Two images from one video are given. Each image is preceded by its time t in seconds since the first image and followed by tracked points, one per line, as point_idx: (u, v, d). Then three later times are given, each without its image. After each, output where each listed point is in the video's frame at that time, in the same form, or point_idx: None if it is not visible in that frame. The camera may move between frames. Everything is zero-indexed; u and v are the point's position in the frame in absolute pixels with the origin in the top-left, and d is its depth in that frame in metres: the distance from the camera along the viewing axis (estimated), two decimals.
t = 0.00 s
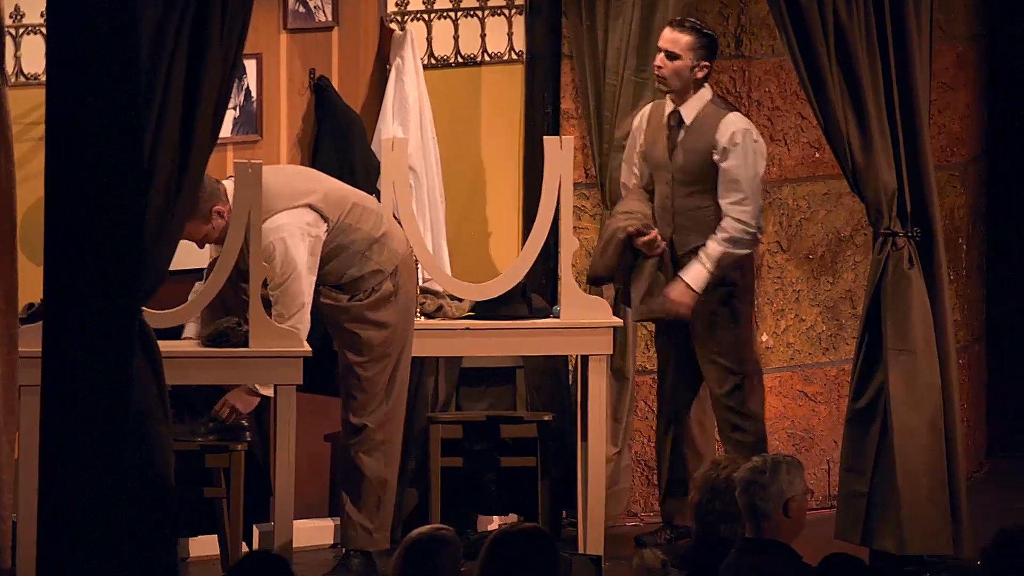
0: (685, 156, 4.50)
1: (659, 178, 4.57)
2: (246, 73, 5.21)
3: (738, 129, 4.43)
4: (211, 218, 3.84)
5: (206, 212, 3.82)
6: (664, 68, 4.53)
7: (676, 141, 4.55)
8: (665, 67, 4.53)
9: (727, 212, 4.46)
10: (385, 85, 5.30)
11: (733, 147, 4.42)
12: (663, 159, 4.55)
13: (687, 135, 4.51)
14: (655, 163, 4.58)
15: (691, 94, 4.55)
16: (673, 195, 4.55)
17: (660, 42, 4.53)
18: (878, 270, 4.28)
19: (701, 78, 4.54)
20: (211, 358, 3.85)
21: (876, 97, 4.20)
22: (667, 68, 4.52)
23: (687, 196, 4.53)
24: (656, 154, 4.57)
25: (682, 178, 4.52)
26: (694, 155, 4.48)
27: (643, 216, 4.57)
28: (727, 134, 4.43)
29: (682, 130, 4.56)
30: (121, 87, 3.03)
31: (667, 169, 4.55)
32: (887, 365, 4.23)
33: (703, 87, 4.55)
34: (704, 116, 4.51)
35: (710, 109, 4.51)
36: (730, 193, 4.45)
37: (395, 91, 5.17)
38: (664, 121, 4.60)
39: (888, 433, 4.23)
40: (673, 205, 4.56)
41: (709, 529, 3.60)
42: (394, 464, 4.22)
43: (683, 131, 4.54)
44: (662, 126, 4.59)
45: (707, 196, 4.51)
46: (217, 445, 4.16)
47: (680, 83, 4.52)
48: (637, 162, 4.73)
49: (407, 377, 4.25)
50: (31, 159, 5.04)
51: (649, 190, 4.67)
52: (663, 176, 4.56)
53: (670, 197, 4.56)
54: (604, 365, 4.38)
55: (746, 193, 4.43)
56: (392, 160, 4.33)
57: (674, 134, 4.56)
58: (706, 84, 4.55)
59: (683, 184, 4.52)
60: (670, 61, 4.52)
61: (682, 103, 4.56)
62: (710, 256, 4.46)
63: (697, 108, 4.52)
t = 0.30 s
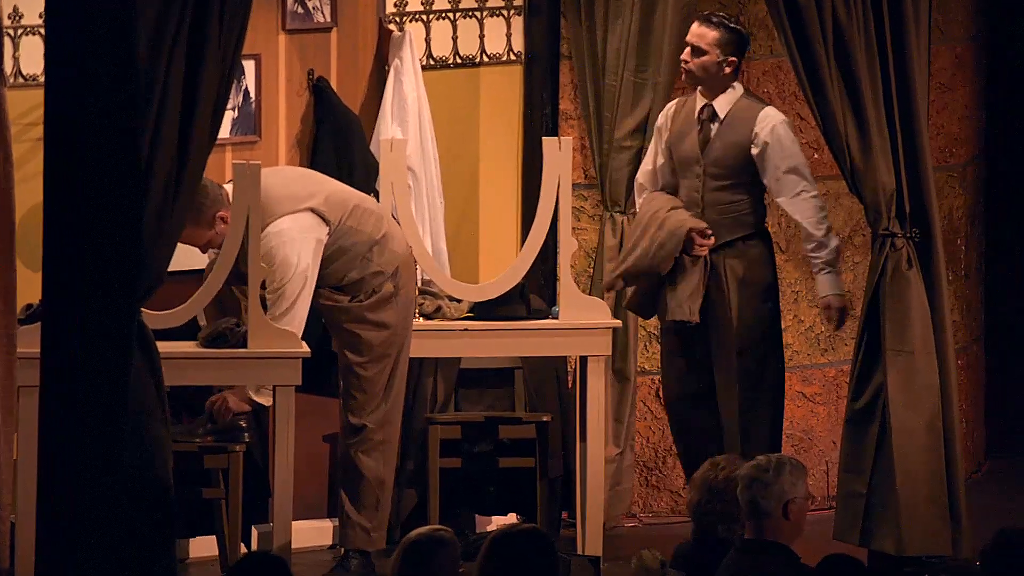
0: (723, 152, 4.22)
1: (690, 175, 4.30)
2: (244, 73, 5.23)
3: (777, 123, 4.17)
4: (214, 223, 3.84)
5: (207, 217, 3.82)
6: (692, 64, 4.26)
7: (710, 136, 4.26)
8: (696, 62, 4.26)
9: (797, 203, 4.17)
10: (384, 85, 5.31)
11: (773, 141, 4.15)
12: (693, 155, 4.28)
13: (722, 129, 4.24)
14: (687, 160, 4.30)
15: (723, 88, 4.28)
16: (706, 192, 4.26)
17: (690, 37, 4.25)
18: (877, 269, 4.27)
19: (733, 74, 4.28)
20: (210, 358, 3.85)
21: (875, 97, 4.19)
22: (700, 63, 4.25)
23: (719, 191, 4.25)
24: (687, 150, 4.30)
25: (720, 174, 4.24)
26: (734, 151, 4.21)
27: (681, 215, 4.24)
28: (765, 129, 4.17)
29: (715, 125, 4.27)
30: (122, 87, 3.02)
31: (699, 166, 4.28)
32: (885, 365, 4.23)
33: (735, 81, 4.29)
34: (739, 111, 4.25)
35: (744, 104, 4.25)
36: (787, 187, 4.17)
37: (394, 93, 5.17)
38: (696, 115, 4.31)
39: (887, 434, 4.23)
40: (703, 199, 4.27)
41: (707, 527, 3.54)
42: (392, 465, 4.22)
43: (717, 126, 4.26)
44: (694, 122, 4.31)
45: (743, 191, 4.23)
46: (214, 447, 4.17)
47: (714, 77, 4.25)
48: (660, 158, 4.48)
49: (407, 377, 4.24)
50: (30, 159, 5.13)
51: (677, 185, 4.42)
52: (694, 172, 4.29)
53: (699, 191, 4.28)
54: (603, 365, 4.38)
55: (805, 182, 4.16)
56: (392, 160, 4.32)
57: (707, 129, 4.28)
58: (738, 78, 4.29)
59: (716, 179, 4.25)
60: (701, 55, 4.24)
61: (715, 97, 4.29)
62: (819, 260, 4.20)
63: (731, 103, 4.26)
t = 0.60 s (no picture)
0: (738, 151, 4.20)
1: (702, 175, 4.26)
2: (245, 73, 5.23)
3: (791, 124, 4.17)
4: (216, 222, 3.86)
5: (209, 216, 3.84)
6: (700, 63, 4.23)
7: (724, 136, 4.24)
8: (706, 63, 4.23)
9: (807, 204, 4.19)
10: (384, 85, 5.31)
11: (790, 141, 4.15)
12: (706, 154, 4.25)
13: (737, 128, 4.22)
14: (698, 160, 4.28)
15: (734, 89, 4.26)
16: (720, 192, 4.23)
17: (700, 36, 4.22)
18: (877, 269, 4.27)
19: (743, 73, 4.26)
20: (210, 358, 3.85)
21: (875, 97, 4.20)
22: (712, 63, 4.22)
23: (734, 189, 4.22)
24: (699, 150, 4.26)
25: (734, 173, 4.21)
26: (749, 151, 4.19)
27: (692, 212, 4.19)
28: (783, 129, 4.17)
29: (728, 124, 4.25)
30: (121, 87, 3.02)
31: (712, 166, 4.24)
32: (885, 365, 4.23)
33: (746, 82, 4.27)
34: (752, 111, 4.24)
35: (756, 104, 4.25)
36: (795, 188, 4.18)
37: (394, 94, 5.17)
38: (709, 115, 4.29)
39: (886, 434, 4.23)
40: (717, 198, 4.23)
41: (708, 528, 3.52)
42: (392, 465, 4.21)
43: (732, 125, 4.24)
44: (705, 122, 4.28)
45: (755, 191, 4.22)
46: (213, 447, 4.15)
47: (728, 76, 4.23)
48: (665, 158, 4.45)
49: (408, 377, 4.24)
50: (30, 160, 5.13)
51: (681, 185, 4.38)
52: (706, 172, 4.25)
53: (712, 191, 4.24)
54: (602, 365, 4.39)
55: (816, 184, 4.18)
56: (392, 161, 4.35)
57: (721, 129, 4.25)
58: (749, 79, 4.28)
59: (731, 180, 4.22)
60: (714, 55, 4.22)
61: (726, 97, 4.27)
62: (817, 259, 4.20)
63: (745, 103, 4.25)
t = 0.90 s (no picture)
0: (726, 154, 4.17)
1: (689, 180, 4.21)
2: (244, 75, 5.25)
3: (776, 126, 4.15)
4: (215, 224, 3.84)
5: (210, 219, 3.82)
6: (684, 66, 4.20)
7: (710, 140, 4.20)
8: (689, 65, 4.22)
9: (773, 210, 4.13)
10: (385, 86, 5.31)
11: (778, 143, 4.12)
12: (693, 159, 4.21)
13: (724, 131, 4.19)
14: (685, 164, 4.23)
15: (719, 92, 4.24)
16: (710, 197, 4.17)
17: (683, 39, 4.20)
18: (877, 271, 4.27)
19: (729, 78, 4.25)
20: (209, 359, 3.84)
21: (875, 98, 4.21)
22: (696, 65, 4.20)
23: (722, 193, 4.17)
24: (686, 155, 4.22)
25: (723, 176, 4.17)
26: (737, 152, 4.16)
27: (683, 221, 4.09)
28: (769, 130, 4.14)
29: (715, 128, 4.22)
30: (121, 87, 3.02)
31: (700, 170, 4.20)
32: (885, 367, 4.23)
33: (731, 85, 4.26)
34: (738, 114, 4.22)
35: (742, 106, 4.22)
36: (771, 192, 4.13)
37: (394, 96, 5.17)
38: (695, 119, 4.25)
39: (886, 435, 4.23)
40: (705, 203, 4.18)
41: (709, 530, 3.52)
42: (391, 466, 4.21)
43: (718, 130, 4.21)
44: (691, 127, 4.25)
45: (743, 194, 4.19)
46: (216, 449, 4.12)
47: (714, 78, 4.21)
48: (648, 166, 4.40)
49: (408, 378, 4.24)
50: (30, 161, 5.14)
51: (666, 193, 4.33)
52: (694, 177, 4.20)
53: (699, 196, 4.19)
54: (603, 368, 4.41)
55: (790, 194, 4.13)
56: (392, 163, 4.38)
57: (707, 133, 4.21)
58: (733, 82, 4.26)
59: (722, 184, 4.17)
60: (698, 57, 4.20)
61: (711, 101, 4.24)
62: (766, 271, 4.12)
63: (732, 107, 4.23)
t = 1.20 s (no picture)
0: (677, 162, 4.07)
1: (639, 190, 4.13)
2: (245, 77, 5.24)
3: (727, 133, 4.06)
4: (210, 226, 3.84)
5: (204, 221, 3.82)
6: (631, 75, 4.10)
7: (661, 149, 4.09)
8: (634, 73, 4.12)
9: (738, 213, 4.08)
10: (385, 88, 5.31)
11: (727, 149, 4.05)
12: (642, 169, 4.11)
13: (671, 139, 4.08)
14: (637, 173, 4.12)
15: (667, 99, 4.13)
16: (665, 209, 4.09)
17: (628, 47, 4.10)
18: (877, 274, 4.28)
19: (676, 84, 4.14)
20: (204, 362, 3.87)
21: (875, 100, 4.21)
22: (640, 72, 4.11)
23: (673, 201, 4.08)
24: (634, 164, 4.12)
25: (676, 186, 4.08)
26: (688, 160, 4.07)
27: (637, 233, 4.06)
28: (721, 136, 4.05)
29: (664, 135, 4.10)
30: (121, 88, 3.02)
31: (651, 179, 4.10)
32: (885, 369, 4.23)
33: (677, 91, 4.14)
34: (685, 121, 4.11)
35: (689, 114, 4.11)
36: (732, 194, 4.06)
37: (394, 98, 5.16)
38: (642, 128, 4.13)
39: (886, 437, 4.24)
40: (654, 212, 4.10)
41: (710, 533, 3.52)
42: (391, 469, 4.21)
43: (666, 137, 4.10)
44: (639, 137, 4.13)
45: (697, 200, 4.09)
46: (216, 449, 4.14)
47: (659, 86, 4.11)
48: (596, 179, 4.27)
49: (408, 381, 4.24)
50: (31, 163, 5.14)
51: (616, 204, 4.22)
52: (644, 187, 4.12)
53: (649, 205, 4.11)
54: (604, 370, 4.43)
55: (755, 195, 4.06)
56: (391, 165, 4.42)
57: (657, 139, 4.10)
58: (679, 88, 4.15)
59: (675, 196, 4.08)
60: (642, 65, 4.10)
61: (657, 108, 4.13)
62: (758, 273, 4.08)
63: (679, 113, 4.11)
